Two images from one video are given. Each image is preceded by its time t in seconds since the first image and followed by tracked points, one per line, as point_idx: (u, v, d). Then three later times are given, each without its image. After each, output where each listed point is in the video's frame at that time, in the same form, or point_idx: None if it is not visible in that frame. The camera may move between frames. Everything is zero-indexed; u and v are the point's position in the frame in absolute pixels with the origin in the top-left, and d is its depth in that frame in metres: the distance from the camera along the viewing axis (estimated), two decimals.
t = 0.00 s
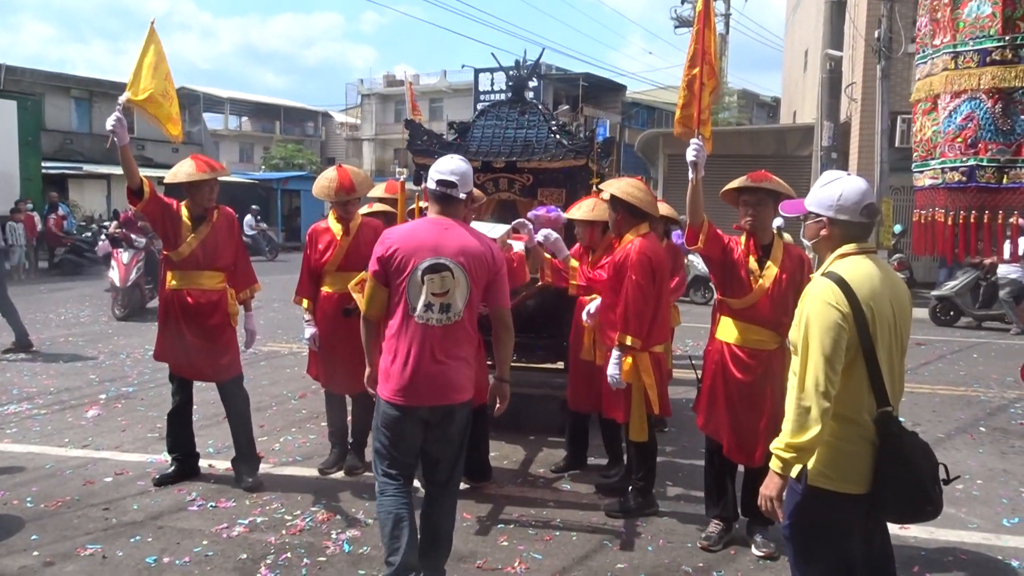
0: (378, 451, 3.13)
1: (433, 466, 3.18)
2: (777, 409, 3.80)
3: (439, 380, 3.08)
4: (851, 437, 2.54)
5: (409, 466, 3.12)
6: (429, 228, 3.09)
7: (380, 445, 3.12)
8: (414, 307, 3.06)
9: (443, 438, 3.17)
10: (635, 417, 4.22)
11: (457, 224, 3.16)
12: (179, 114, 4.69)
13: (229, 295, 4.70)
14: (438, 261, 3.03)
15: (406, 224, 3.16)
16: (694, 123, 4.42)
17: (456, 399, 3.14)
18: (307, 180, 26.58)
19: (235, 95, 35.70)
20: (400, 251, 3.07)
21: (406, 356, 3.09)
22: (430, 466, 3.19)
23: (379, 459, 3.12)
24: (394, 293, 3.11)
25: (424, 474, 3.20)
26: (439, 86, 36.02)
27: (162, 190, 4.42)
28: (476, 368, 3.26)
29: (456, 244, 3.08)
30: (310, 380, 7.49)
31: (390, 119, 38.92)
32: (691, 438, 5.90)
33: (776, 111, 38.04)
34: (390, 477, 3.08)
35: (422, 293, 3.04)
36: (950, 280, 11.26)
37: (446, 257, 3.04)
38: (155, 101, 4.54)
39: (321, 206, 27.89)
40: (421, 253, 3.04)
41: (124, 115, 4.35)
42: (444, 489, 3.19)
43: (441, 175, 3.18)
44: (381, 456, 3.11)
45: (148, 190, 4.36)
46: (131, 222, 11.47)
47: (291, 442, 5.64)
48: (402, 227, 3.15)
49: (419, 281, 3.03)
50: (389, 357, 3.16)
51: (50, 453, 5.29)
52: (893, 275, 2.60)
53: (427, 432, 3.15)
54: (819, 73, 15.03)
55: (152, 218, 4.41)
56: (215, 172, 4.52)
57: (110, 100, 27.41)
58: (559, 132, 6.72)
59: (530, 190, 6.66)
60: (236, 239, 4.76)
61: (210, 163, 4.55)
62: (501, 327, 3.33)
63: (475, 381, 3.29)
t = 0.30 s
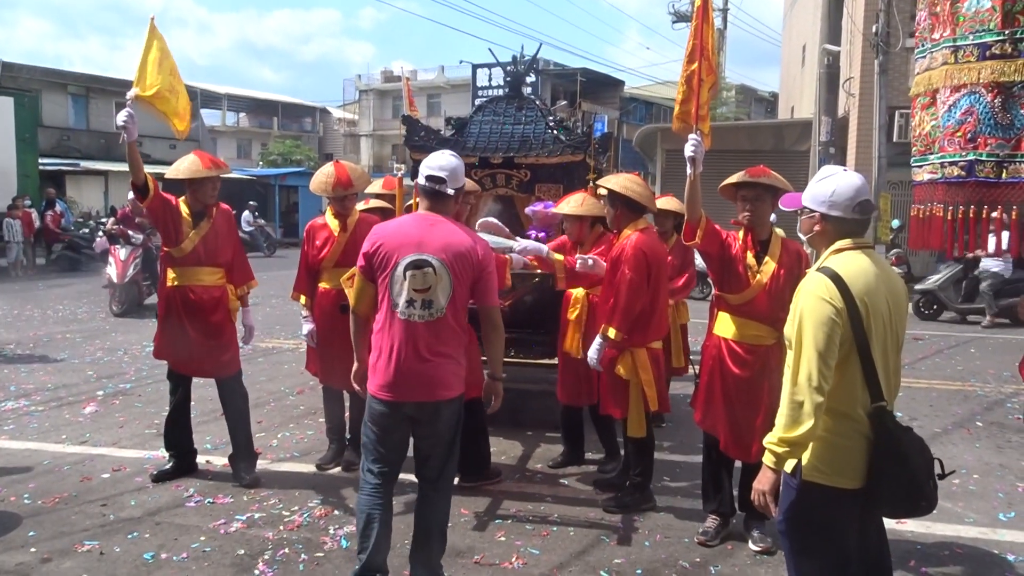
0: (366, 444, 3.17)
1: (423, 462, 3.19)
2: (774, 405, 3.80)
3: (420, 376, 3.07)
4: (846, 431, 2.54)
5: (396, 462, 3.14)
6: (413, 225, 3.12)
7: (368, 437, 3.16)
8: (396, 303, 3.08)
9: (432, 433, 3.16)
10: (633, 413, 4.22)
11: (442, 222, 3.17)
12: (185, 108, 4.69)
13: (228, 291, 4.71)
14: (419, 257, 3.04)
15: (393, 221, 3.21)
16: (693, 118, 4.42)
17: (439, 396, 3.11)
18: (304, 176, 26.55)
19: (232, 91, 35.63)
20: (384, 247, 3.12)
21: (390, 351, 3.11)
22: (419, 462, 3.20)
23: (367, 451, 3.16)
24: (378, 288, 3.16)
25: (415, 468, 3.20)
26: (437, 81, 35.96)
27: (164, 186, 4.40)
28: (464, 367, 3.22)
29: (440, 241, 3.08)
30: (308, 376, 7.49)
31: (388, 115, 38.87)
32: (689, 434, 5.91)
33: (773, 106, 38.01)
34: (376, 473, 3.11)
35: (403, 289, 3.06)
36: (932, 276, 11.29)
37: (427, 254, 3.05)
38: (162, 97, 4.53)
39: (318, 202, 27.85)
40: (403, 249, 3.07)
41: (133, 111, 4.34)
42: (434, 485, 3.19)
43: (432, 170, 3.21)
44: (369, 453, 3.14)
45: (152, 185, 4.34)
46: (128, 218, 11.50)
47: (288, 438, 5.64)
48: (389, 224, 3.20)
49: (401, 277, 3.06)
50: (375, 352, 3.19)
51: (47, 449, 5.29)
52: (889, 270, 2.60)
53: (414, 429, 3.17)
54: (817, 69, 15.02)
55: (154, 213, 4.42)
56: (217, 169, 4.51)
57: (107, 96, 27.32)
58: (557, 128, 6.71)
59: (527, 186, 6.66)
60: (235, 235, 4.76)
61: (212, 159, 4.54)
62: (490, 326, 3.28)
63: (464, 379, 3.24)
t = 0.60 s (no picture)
0: (357, 448, 3.16)
1: (415, 460, 3.19)
2: (772, 401, 3.80)
3: (401, 376, 3.07)
4: (841, 425, 2.55)
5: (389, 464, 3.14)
6: (384, 224, 3.09)
7: (359, 441, 3.15)
8: (371, 304, 3.06)
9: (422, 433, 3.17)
10: (629, 410, 4.25)
11: (414, 219, 3.13)
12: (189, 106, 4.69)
13: (226, 289, 4.70)
14: (392, 256, 3.01)
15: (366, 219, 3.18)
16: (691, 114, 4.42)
17: (422, 396, 3.10)
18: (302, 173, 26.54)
19: (228, 88, 35.58)
20: (356, 248, 3.09)
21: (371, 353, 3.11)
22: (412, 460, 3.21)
23: (360, 455, 3.15)
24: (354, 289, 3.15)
25: (406, 467, 3.21)
26: (434, 77, 35.94)
27: (164, 183, 4.38)
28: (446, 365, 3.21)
29: (412, 239, 3.05)
30: (306, 373, 7.49)
31: (385, 111, 38.85)
32: (687, 430, 5.92)
33: (771, 102, 38.02)
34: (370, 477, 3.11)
35: (377, 290, 3.03)
36: (909, 270, 11.40)
37: (399, 253, 3.02)
38: (166, 95, 4.52)
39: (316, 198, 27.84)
40: (375, 250, 3.05)
41: (136, 109, 4.33)
42: (427, 483, 3.21)
43: (404, 167, 3.17)
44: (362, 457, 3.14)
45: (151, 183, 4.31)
46: (125, 216, 11.50)
47: (287, 435, 5.64)
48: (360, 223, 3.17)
49: (375, 278, 3.03)
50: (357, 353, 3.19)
51: (45, 447, 5.29)
52: (885, 265, 2.60)
53: (404, 429, 3.16)
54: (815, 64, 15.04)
55: (154, 210, 4.38)
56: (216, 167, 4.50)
57: (104, 92, 27.28)
58: (554, 123, 6.71)
59: (524, 182, 6.65)
60: (232, 232, 4.76)
61: (211, 157, 4.52)
62: (468, 322, 3.25)
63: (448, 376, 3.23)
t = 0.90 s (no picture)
0: (345, 451, 3.16)
1: (405, 460, 3.20)
2: (771, 397, 3.81)
3: (382, 377, 3.07)
4: (840, 421, 2.55)
5: (377, 466, 3.14)
6: (358, 224, 3.06)
7: (347, 444, 3.14)
8: (348, 305, 3.05)
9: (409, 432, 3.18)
10: (627, 407, 4.25)
11: (388, 217, 3.10)
12: (184, 102, 4.67)
13: (224, 287, 4.69)
14: (367, 257, 2.99)
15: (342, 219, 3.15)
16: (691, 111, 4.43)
17: (403, 397, 3.10)
18: (300, 170, 26.50)
19: (226, 85, 35.50)
20: (332, 250, 3.07)
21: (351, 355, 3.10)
22: (401, 460, 3.21)
23: (348, 457, 3.15)
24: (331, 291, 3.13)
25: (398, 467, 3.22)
26: (432, 74, 35.91)
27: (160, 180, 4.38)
28: (427, 362, 3.20)
29: (388, 238, 3.03)
30: (305, 370, 7.49)
31: (383, 108, 38.80)
32: (685, 426, 5.93)
33: (769, 98, 37.98)
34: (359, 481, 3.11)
35: (354, 291, 3.01)
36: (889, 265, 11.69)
37: (375, 253, 3.00)
38: (159, 90, 4.50)
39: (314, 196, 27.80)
40: (349, 251, 3.03)
41: (127, 106, 4.31)
42: (417, 481, 3.22)
43: (375, 165, 3.17)
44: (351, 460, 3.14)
45: (146, 180, 4.32)
46: (123, 213, 11.48)
47: (285, 432, 5.65)
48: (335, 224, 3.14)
49: (351, 279, 3.01)
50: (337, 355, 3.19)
51: (44, 444, 5.29)
52: (881, 261, 2.60)
53: (391, 430, 3.16)
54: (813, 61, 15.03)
55: (150, 208, 4.39)
56: (214, 164, 4.48)
57: (101, 90, 27.21)
58: (552, 120, 6.71)
59: (523, 178, 6.65)
60: (233, 229, 4.74)
61: (208, 154, 4.50)
62: (448, 318, 3.23)
63: (431, 373, 3.23)
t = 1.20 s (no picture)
0: (337, 451, 3.16)
1: (397, 458, 3.21)
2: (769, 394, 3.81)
3: (371, 378, 3.07)
4: (839, 418, 2.56)
5: (370, 465, 3.14)
6: (342, 224, 3.06)
7: (338, 447, 3.14)
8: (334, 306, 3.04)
9: (400, 432, 3.18)
10: (626, 405, 4.25)
11: (372, 216, 3.09)
12: (178, 98, 4.65)
13: (222, 284, 4.69)
14: (352, 258, 2.99)
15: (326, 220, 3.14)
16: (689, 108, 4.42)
17: (393, 399, 3.10)
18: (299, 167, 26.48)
19: (224, 82, 35.44)
20: (316, 252, 3.06)
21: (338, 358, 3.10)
22: (393, 458, 3.22)
23: (340, 460, 3.15)
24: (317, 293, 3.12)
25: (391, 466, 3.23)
26: (431, 71, 35.90)
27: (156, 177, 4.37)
28: (416, 362, 3.20)
29: (373, 237, 3.03)
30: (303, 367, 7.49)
31: (381, 106, 38.78)
32: (683, 423, 5.94)
33: (768, 95, 37.99)
34: (351, 480, 3.11)
35: (340, 292, 3.01)
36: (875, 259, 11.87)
37: (360, 253, 2.99)
38: (151, 87, 4.49)
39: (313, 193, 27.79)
40: (334, 252, 3.02)
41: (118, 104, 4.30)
42: (410, 478, 3.24)
43: (355, 161, 3.15)
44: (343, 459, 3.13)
45: (141, 178, 4.32)
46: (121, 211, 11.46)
47: (283, 429, 5.65)
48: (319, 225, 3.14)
49: (337, 280, 3.00)
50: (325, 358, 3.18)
51: (41, 442, 5.28)
52: (878, 258, 2.60)
53: (382, 428, 3.17)
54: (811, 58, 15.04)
55: (146, 205, 4.39)
56: (209, 161, 4.47)
57: (99, 87, 27.16)
58: (550, 117, 6.72)
59: (520, 176, 6.64)
60: (231, 226, 4.73)
61: (204, 151, 4.49)
62: (436, 316, 3.22)
63: (420, 372, 3.22)
